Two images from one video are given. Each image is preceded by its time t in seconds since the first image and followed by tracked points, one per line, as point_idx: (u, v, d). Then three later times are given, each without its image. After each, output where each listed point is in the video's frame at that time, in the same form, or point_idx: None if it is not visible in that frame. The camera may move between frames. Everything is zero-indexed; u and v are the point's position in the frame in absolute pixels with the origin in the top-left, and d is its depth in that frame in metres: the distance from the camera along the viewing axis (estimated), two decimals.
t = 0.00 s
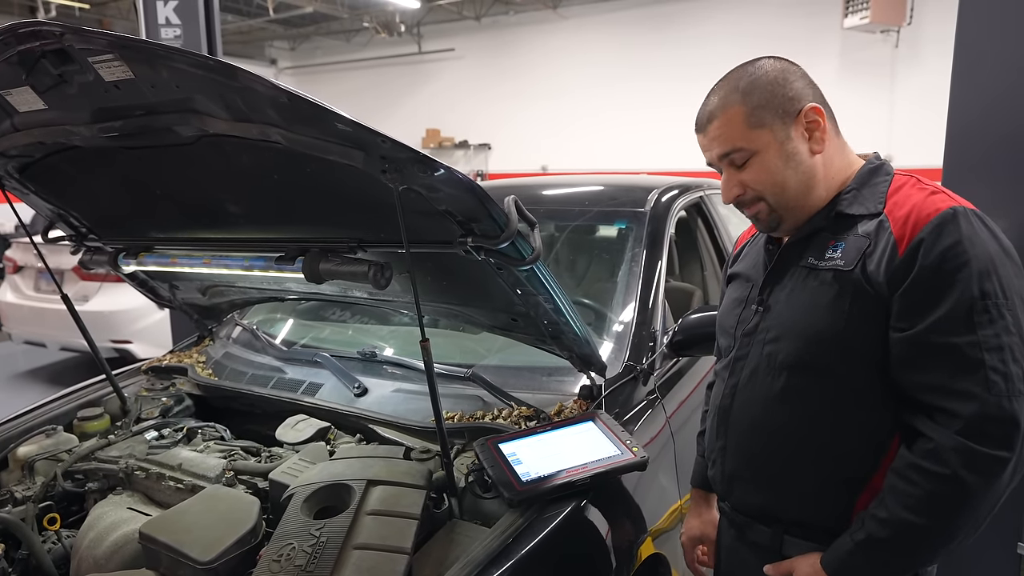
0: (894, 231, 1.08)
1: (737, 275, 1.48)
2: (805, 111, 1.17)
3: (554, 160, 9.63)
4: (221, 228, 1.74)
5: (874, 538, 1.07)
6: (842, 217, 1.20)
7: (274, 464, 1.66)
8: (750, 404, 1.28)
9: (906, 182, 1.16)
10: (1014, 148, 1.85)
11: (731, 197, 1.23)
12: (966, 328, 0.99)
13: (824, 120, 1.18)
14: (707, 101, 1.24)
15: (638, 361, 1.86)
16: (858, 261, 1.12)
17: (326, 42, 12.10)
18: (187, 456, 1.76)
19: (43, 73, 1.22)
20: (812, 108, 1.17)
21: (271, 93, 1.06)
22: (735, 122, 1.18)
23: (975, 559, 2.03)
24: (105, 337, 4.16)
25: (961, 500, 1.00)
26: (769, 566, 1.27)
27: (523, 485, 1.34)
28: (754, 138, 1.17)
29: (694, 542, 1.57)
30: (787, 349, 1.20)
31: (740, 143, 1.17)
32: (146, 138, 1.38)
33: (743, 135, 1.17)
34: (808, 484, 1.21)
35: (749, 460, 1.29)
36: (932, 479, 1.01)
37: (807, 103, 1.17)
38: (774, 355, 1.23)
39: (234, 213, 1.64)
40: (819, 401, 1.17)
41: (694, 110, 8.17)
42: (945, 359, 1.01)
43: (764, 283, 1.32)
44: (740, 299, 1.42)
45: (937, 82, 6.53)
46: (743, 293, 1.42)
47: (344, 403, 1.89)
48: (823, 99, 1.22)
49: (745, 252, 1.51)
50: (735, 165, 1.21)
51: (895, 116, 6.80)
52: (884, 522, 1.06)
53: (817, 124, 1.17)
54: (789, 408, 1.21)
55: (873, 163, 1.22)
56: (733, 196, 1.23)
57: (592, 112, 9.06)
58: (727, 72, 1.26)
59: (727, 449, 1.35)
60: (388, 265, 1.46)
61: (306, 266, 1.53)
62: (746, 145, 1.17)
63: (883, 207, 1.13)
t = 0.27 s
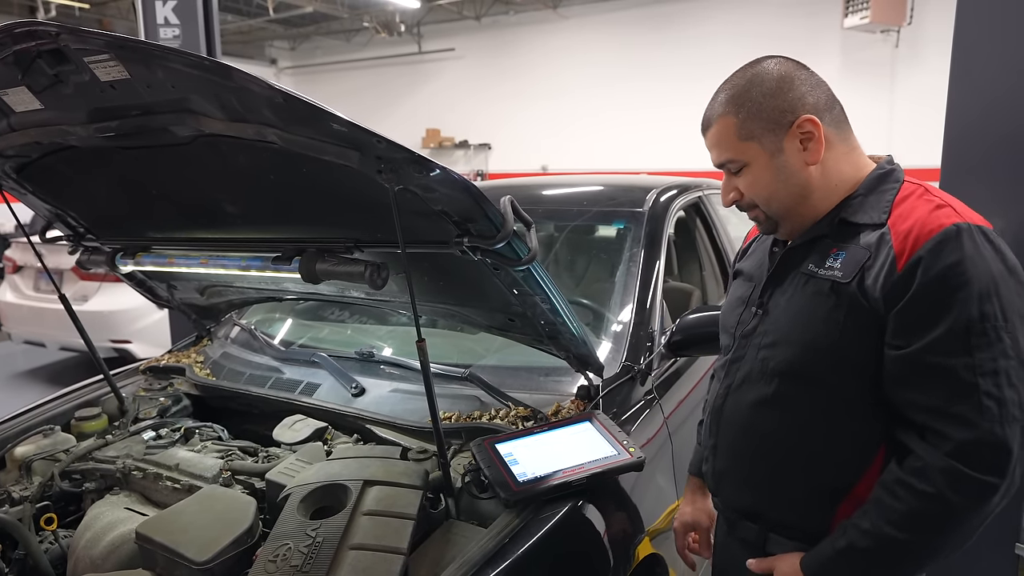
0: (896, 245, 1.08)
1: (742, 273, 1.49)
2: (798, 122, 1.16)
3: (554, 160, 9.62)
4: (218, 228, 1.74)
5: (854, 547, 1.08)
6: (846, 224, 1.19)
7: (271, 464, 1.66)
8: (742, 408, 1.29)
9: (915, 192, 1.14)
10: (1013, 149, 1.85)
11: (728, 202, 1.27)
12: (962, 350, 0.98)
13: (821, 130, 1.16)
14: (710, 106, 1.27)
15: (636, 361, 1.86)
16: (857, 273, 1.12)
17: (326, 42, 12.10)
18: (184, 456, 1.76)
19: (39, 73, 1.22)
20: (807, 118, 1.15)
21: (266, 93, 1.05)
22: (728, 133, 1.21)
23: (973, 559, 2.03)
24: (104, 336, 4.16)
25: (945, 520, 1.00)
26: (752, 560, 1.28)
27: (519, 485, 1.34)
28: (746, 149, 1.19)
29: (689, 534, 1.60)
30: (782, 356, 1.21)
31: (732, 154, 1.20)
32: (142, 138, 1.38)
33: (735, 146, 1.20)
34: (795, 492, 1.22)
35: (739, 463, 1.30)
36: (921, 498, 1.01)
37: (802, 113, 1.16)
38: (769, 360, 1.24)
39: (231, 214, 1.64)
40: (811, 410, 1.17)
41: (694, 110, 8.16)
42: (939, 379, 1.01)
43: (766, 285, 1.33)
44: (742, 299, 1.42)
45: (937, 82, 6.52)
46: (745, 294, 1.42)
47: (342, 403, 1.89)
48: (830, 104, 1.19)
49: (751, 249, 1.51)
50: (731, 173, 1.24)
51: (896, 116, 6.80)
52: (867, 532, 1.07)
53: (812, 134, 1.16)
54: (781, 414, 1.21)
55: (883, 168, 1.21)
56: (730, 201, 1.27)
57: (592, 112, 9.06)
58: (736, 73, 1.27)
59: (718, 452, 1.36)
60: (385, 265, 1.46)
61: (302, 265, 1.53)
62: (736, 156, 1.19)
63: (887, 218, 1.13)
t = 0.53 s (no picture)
0: (879, 251, 1.07)
1: (754, 270, 1.49)
2: (802, 121, 1.16)
3: (556, 160, 9.62)
4: (218, 228, 1.74)
5: (815, 546, 1.13)
6: (843, 227, 1.19)
7: (270, 464, 1.66)
8: (728, 404, 1.32)
9: (913, 198, 1.11)
10: (1013, 149, 1.84)
11: (735, 199, 1.28)
12: (932, 361, 0.99)
13: (825, 130, 1.16)
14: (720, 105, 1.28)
15: (635, 361, 1.86)
16: (841, 278, 1.12)
17: (328, 42, 12.11)
18: (184, 456, 1.76)
19: (39, 73, 1.22)
20: (812, 117, 1.15)
21: (265, 94, 1.06)
22: (734, 131, 1.22)
23: (973, 559, 2.03)
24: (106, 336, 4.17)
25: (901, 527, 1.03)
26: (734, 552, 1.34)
27: (517, 486, 1.34)
28: (750, 148, 1.20)
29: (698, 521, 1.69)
30: (766, 354, 1.23)
31: (737, 151, 1.21)
32: (142, 138, 1.38)
33: (740, 144, 1.21)
34: (771, 489, 1.25)
35: (723, 458, 1.34)
36: (880, 504, 1.04)
37: (807, 112, 1.16)
38: (755, 358, 1.26)
39: (231, 214, 1.64)
40: (789, 411, 1.19)
41: (695, 109, 8.16)
42: (906, 388, 1.02)
43: (765, 281, 1.34)
44: (747, 294, 1.44)
45: (940, 81, 6.51)
46: (751, 290, 1.44)
47: (342, 403, 1.89)
48: (839, 104, 1.18)
49: (765, 246, 1.52)
50: (737, 170, 1.25)
51: (898, 116, 6.79)
52: (827, 533, 1.11)
53: (816, 134, 1.16)
54: (760, 412, 1.24)
55: (889, 171, 1.19)
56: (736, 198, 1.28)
57: (593, 112, 9.06)
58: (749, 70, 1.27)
59: (708, 445, 1.39)
60: (384, 265, 1.47)
61: (302, 266, 1.54)
62: (741, 154, 1.21)
63: (880, 223, 1.12)
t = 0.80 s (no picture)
0: (860, 248, 1.08)
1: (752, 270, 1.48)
2: (796, 120, 1.16)
3: (556, 161, 9.63)
4: (217, 230, 1.74)
5: (789, 541, 1.14)
6: (833, 226, 1.19)
7: (269, 465, 1.67)
8: (716, 399, 1.33)
9: (902, 196, 1.11)
10: (1012, 150, 1.85)
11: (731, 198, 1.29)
12: (904, 357, 1.00)
13: (818, 129, 1.17)
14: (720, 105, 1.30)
15: (634, 363, 1.86)
16: (824, 274, 1.13)
17: (329, 43, 12.12)
18: (184, 457, 1.76)
19: (39, 76, 1.23)
20: (805, 116, 1.16)
21: (263, 96, 1.06)
22: (729, 130, 1.23)
23: (971, 560, 2.03)
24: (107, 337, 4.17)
25: (871, 522, 1.03)
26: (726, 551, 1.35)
27: (516, 487, 1.34)
28: (745, 145, 1.21)
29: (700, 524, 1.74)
30: (750, 351, 1.23)
31: (732, 149, 1.23)
32: (141, 140, 1.39)
33: (735, 142, 1.22)
34: (754, 485, 1.26)
35: (711, 454, 1.35)
36: (850, 500, 1.05)
37: (800, 111, 1.17)
38: (742, 354, 1.27)
39: (230, 215, 1.64)
40: (770, 407, 1.20)
41: (696, 111, 8.16)
42: (878, 384, 1.03)
43: (759, 280, 1.34)
44: (745, 293, 1.44)
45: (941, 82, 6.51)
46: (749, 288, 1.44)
47: (341, 405, 1.89)
48: (835, 103, 1.18)
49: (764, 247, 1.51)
50: (734, 168, 1.26)
51: (899, 117, 6.78)
52: (800, 529, 1.12)
53: (809, 133, 1.16)
54: (742, 408, 1.25)
55: (884, 171, 1.19)
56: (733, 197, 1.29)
57: (594, 113, 9.07)
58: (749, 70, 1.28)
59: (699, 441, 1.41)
60: (382, 266, 1.47)
61: (301, 267, 1.54)
62: (736, 152, 1.22)
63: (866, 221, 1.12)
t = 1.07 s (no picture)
0: (859, 246, 1.08)
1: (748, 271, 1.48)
2: (793, 120, 1.16)
3: (556, 161, 9.63)
4: (215, 230, 1.74)
5: (792, 543, 1.14)
6: (830, 225, 1.19)
7: (267, 466, 1.67)
8: (713, 399, 1.33)
9: (899, 194, 1.12)
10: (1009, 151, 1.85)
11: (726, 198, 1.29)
12: (905, 354, 1.00)
13: (814, 129, 1.17)
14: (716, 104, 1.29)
15: (632, 363, 1.86)
16: (823, 273, 1.13)
17: (328, 44, 12.12)
18: (181, 458, 1.76)
19: (35, 76, 1.22)
20: (801, 116, 1.16)
21: (260, 96, 1.06)
22: (725, 129, 1.23)
23: (969, 561, 2.03)
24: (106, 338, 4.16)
25: (874, 521, 1.03)
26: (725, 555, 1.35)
27: (513, 487, 1.34)
28: (741, 144, 1.21)
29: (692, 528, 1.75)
30: (748, 350, 1.23)
31: (727, 148, 1.23)
32: (138, 140, 1.38)
33: (732, 141, 1.22)
34: (755, 486, 1.26)
35: (709, 454, 1.35)
36: (853, 499, 1.05)
37: (797, 111, 1.17)
38: (740, 354, 1.26)
39: (227, 215, 1.64)
40: (768, 406, 1.21)
41: (695, 111, 8.16)
42: (879, 382, 1.02)
43: (755, 280, 1.34)
44: (741, 293, 1.44)
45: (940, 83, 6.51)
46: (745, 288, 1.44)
47: (338, 405, 1.89)
48: (831, 104, 1.19)
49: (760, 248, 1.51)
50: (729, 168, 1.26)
51: (898, 118, 6.79)
52: (803, 530, 1.12)
53: (806, 133, 1.16)
54: (740, 407, 1.25)
55: (879, 171, 1.19)
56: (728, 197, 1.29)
57: (594, 114, 9.07)
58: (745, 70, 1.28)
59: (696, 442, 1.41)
60: (380, 267, 1.46)
61: (297, 268, 1.53)
62: (731, 151, 1.22)
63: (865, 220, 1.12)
